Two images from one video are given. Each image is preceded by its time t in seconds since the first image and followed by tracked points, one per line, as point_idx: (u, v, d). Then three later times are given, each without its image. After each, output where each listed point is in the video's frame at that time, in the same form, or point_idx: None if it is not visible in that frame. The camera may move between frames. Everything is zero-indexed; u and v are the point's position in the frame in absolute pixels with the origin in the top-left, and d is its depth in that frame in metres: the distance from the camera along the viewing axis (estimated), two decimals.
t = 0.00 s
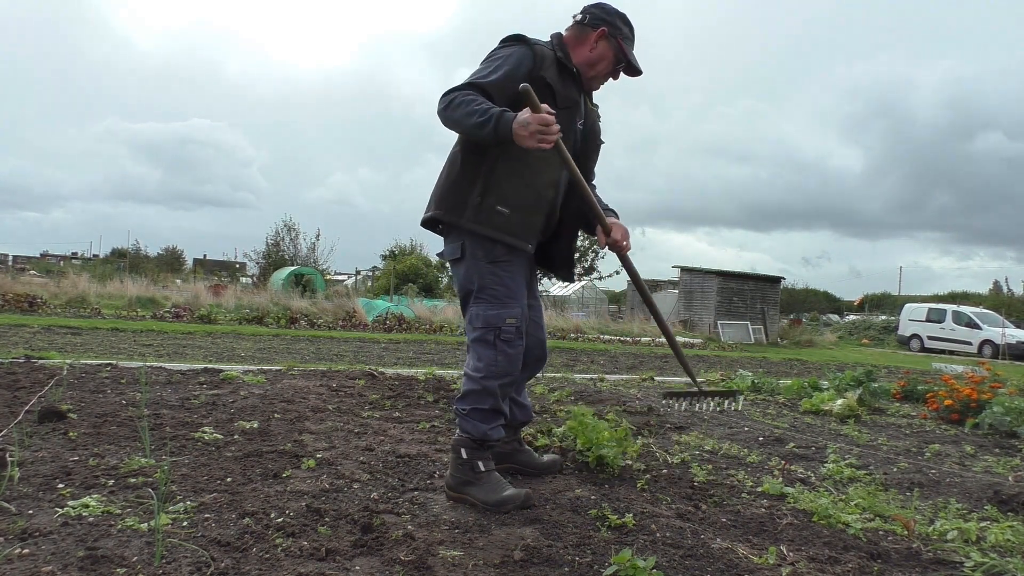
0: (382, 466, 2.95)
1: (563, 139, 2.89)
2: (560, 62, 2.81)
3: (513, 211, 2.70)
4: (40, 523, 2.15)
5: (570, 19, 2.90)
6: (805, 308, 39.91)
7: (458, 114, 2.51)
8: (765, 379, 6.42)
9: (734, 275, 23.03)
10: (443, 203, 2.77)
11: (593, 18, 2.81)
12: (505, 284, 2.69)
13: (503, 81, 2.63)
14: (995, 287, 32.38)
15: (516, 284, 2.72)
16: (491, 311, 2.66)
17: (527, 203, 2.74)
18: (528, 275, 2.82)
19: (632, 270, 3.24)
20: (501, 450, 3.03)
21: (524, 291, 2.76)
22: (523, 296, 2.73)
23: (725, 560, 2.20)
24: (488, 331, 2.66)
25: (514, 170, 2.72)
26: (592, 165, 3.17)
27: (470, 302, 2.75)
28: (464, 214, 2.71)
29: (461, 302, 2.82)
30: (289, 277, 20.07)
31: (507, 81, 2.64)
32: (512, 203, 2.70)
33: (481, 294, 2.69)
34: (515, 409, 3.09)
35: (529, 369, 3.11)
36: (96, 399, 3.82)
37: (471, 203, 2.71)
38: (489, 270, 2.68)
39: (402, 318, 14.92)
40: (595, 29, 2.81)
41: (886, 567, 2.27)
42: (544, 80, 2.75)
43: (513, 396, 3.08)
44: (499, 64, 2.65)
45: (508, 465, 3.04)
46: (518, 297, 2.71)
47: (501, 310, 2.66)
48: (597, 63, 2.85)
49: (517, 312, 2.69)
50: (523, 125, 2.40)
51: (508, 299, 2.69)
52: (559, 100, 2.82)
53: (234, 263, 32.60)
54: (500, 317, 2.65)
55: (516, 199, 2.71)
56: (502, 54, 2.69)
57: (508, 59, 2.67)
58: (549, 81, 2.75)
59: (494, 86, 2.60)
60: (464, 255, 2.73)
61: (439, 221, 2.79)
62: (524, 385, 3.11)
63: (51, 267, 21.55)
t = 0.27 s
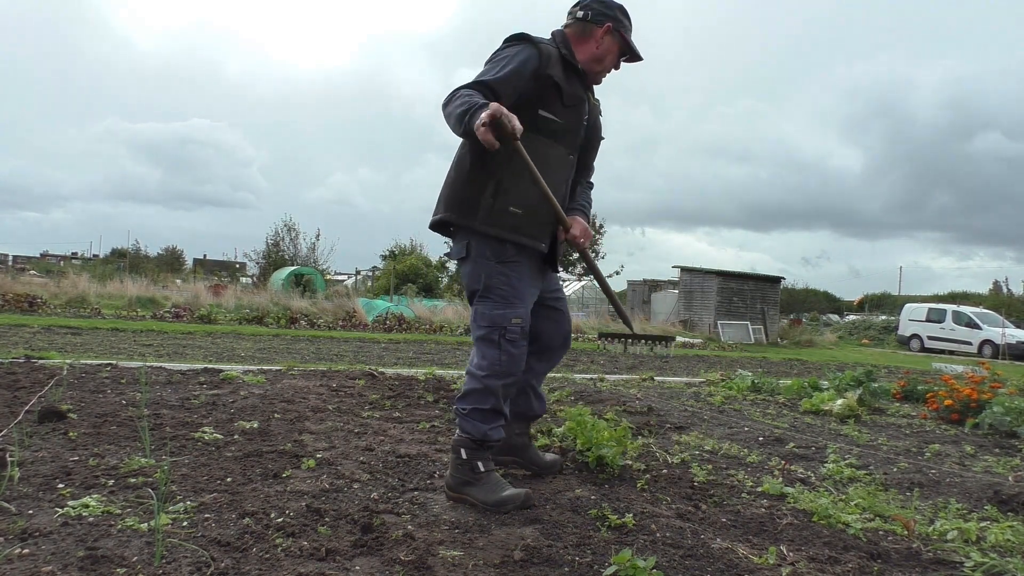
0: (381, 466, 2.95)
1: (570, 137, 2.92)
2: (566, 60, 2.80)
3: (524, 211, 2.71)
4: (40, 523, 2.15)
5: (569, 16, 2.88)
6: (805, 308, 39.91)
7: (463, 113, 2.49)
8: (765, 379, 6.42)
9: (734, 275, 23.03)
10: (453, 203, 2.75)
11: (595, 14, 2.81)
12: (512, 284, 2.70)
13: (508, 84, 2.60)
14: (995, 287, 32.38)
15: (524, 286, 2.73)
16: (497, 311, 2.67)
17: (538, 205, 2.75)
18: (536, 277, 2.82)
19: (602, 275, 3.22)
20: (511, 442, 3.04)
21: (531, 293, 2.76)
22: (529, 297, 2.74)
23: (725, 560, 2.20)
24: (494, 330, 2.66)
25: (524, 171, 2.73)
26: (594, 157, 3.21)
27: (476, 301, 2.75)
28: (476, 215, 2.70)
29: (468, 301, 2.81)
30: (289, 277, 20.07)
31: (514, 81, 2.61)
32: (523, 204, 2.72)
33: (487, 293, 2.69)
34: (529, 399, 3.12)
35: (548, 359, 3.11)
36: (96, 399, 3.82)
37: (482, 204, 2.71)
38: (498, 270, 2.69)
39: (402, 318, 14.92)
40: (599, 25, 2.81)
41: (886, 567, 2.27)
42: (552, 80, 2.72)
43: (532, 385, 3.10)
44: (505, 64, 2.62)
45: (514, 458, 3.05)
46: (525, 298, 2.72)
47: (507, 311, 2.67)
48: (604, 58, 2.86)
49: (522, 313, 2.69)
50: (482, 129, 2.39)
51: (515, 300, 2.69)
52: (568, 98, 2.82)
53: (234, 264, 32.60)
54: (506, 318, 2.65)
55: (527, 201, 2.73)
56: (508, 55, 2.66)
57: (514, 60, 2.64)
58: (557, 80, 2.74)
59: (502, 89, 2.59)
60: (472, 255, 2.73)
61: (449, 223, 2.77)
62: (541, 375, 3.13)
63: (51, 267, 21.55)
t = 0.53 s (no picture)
0: (382, 467, 2.95)
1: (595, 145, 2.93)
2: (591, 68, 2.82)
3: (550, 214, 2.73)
4: (40, 523, 2.15)
5: (584, 25, 2.90)
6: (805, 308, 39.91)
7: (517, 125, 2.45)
8: (765, 379, 6.42)
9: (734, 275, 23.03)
10: (478, 203, 2.74)
11: (613, 23, 2.84)
12: (527, 285, 2.68)
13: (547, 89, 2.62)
14: (995, 287, 32.38)
15: (538, 288, 2.71)
16: (510, 311, 2.65)
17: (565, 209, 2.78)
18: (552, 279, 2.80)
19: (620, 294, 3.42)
20: (567, 451, 2.90)
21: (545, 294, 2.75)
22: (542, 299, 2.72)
23: (725, 560, 2.20)
24: (505, 330, 2.64)
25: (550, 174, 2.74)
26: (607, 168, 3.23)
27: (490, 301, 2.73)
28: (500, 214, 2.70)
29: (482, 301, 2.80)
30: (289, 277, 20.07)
31: (548, 85, 2.63)
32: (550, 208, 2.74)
33: (501, 293, 2.68)
34: (573, 400, 3.00)
35: (577, 358, 3.01)
36: (96, 399, 3.82)
37: (510, 206, 2.70)
38: (512, 270, 2.67)
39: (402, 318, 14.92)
40: (618, 34, 2.84)
41: (886, 567, 2.27)
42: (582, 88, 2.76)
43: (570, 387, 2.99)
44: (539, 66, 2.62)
45: (578, 467, 2.88)
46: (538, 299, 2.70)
47: (520, 311, 2.65)
48: (623, 67, 2.89)
49: (535, 314, 2.67)
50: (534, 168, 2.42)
51: (528, 301, 2.67)
52: (592, 106, 2.84)
53: (234, 263, 32.60)
54: (518, 318, 2.63)
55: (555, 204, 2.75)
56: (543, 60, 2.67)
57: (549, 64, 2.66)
58: (586, 86, 2.76)
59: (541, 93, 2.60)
60: (488, 256, 2.73)
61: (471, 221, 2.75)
62: (575, 374, 3.01)
63: (51, 267, 21.55)
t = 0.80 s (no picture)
0: (382, 466, 2.95)
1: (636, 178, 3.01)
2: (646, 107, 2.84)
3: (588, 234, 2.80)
4: (40, 523, 2.15)
5: (632, 56, 2.90)
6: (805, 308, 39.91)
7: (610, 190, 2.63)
8: (765, 379, 6.42)
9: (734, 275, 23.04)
10: (521, 207, 2.73)
11: (661, 58, 2.84)
12: (542, 287, 2.69)
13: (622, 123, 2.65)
14: (995, 287, 32.37)
15: (553, 291, 2.72)
16: (523, 311, 2.66)
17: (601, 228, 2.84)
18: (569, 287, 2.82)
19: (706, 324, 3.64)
20: (584, 462, 2.87)
21: (560, 298, 2.75)
22: (556, 303, 2.72)
23: (725, 560, 2.20)
24: (515, 329, 2.64)
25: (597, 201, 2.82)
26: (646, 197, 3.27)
27: (503, 300, 2.74)
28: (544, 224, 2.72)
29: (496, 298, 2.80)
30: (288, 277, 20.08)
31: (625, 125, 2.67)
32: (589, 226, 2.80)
33: (515, 293, 2.69)
34: (586, 411, 2.96)
35: (588, 368, 2.96)
36: (96, 399, 3.82)
37: (553, 216, 2.73)
38: (530, 271, 2.69)
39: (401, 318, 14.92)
40: (666, 69, 2.84)
41: (886, 567, 2.27)
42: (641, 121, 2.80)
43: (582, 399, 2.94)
44: (619, 104, 2.63)
45: (592, 479, 2.88)
46: (552, 302, 2.71)
47: (532, 312, 2.65)
48: (666, 102, 2.90)
49: (547, 317, 2.67)
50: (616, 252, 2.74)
51: (541, 303, 2.68)
52: (641, 140, 2.91)
53: (234, 264, 32.60)
54: (530, 319, 2.64)
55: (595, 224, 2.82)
56: (618, 85, 2.67)
57: (626, 95, 2.66)
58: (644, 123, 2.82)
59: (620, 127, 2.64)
60: (507, 254, 2.74)
61: (509, 221, 2.74)
62: (589, 385, 2.95)
63: (51, 267, 21.56)
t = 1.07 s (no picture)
0: (382, 466, 2.95)
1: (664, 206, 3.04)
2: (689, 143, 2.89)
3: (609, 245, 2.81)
4: (40, 523, 2.15)
5: (671, 87, 2.93)
6: (805, 308, 39.90)
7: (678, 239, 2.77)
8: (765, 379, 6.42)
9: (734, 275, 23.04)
10: (547, 203, 2.74)
11: (699, 93, 2.87)
12: (549, 284, 2.69)
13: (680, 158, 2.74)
14: (995, 287, 32.38)
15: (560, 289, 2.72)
16: (529, 306, 2.66)
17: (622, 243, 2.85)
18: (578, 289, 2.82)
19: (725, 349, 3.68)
20: (585, 462, 2.87)
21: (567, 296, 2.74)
22: (563, 301, 2.72)
23: (725, 560, 2.20)
24: (520, 324, 2.65)
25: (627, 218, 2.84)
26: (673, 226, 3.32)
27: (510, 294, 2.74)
28: (565, 223, 2.73)
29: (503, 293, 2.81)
30: (288, 277, 20.08)
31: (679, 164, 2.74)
32: (611, 238, 2.81)
33: (523, 288, 2.69)
34: (589, 409, 2.96)
35: (592, 367, 2.96)
36: (96, 399, 3.82)
37: (578, 218, 2.75)
38: (539, 268, 2.69)
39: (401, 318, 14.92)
40: (702, 104, 2.88)
41: (886, 567, 2.27)
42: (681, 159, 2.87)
43: (586, 397, 2.94)
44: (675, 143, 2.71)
45: (592, 479, 2.88)
46: (558, 299, 2.70)
47: (538, 308, 2.66)
48: (699, 135, 2.95)
49: (552, 313, 2.67)
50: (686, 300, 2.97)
51: (548, 300, 2.68)
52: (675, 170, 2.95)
53: (234, 264, 32.60)
54: (535, 314, 2.65)
55: (618, 238, 2.83)
56: (676, 119, 2.75)
57: (682, 130, 2.74)
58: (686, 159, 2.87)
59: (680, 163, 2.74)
60: (518, 247, 2.74)
61: (532, 214, 2.75)
62: (591, 383, 2.95)
63: (51, 267, 21.56)
